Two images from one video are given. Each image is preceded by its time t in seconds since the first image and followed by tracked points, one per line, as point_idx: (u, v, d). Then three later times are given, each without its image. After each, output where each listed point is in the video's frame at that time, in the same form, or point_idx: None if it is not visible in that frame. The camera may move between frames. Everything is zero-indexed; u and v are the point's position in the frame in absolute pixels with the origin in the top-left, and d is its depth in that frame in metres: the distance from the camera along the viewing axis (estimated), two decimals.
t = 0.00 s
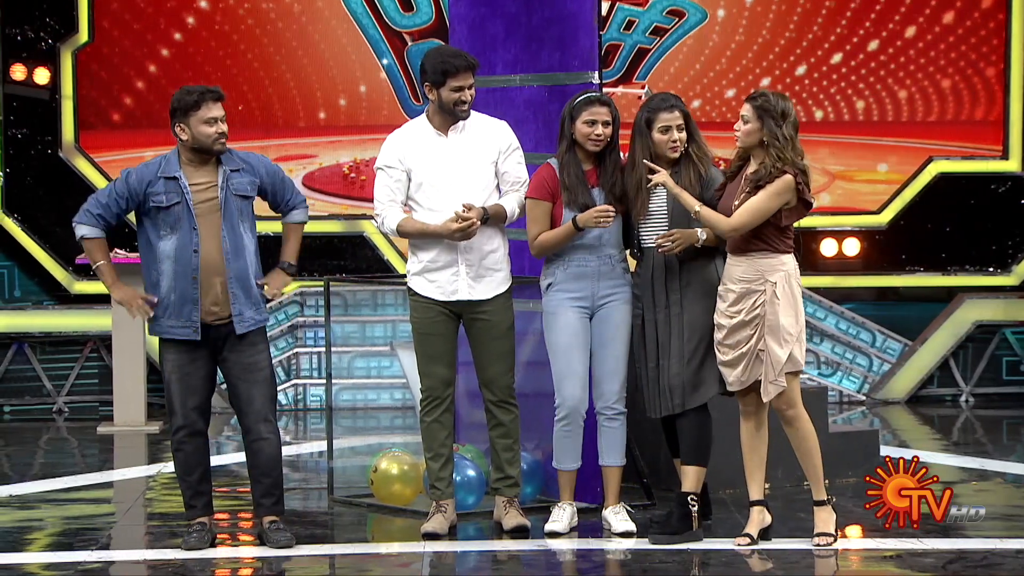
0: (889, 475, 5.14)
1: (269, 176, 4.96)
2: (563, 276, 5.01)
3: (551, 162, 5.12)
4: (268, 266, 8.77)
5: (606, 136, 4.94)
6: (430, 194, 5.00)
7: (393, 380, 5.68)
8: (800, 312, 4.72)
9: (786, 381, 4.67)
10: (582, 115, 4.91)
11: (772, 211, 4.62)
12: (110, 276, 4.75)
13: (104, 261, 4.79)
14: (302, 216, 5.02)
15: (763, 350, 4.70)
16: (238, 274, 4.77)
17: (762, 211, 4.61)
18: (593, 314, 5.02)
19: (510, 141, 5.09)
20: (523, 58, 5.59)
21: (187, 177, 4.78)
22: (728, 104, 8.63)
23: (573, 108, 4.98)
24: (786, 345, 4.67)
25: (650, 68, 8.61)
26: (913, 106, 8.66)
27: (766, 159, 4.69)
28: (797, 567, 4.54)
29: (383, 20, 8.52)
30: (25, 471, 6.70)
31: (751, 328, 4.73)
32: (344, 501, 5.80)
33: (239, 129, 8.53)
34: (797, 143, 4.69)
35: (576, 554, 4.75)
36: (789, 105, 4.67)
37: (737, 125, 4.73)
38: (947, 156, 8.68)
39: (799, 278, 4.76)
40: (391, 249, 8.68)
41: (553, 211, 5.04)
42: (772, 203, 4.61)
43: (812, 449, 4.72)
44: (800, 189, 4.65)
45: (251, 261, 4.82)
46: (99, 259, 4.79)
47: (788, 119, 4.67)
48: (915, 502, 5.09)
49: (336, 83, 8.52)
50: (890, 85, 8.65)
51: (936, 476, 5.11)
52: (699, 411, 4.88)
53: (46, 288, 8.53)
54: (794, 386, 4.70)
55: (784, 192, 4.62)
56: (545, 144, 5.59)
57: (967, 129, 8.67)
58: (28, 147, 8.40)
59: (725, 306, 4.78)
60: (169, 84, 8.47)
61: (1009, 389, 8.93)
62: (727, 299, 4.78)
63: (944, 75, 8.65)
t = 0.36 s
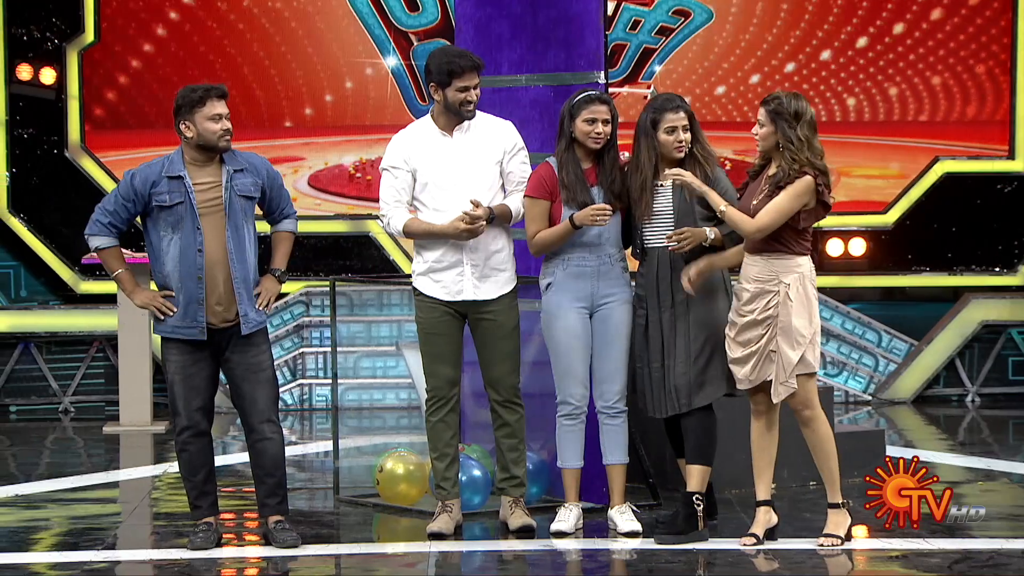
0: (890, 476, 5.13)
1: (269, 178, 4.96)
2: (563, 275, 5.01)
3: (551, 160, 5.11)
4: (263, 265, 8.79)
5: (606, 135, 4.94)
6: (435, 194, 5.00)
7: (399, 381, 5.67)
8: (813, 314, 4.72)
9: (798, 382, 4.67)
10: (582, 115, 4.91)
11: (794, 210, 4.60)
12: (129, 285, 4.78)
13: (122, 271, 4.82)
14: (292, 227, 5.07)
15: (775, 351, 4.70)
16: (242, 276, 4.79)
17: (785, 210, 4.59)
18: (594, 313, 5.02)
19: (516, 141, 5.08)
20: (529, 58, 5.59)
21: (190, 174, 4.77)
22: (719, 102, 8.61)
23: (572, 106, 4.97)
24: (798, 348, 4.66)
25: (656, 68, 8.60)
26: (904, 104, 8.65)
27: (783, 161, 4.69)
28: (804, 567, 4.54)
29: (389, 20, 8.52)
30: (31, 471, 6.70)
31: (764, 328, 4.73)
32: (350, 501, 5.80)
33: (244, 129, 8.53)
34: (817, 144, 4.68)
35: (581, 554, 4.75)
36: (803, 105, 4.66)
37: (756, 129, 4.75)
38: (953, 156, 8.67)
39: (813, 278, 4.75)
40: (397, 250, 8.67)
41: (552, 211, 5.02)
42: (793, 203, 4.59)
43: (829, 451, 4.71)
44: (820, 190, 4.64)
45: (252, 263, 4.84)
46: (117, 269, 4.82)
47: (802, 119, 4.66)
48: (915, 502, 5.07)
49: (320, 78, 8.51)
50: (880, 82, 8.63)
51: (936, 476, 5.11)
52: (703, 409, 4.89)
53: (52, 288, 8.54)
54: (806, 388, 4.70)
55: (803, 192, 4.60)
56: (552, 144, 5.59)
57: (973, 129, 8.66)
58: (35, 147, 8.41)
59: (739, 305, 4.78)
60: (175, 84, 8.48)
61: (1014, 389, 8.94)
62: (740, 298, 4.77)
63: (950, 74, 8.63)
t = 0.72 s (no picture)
0: (889, 475, 5.11)
1: (273, 177, 4.97)
2: (567, 276, 5.01)
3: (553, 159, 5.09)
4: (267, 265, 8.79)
5: (609, 135, 4.93)
6: (439, 193, 5.00)
7: (403, 380, 5.68)
8: (829, 314, 4.71)
9: (814, 381, 4.66)
10: (585, 116, 4.91)
11: (817, 217, 4.61)
12: (133, 287, 4.78)
13: (124, 272, 4.83)
14: (293, 229, 5.08)
15: (791, 351, 4.71)
16: (251, 274, 4.79)
17: (808, 218, 4.60)
18: (598, 313, 5.02)
19: (519, 140, 5.08)
20: (533, 58, 5.58)
21: (195, 172, 4.78)
22: (713, 100, 8.60)
23: (574, 107, 4.96)
24: (814, 347, 4.66)
25: (661, 68, 8.60)
26: (903, 103, 8.63)
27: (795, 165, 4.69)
28: (808, 567, 4.53)
29: (393, 20, 8.52)
30: (36, 471, 6.70)
31: (780, 328, 4.75)
32: (354, 500, 5.80)
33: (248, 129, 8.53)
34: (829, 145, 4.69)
35: (586, 554, 4.75)
36: (808, 107, 4.68)
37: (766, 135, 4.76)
38: (958, 156, 8.67)
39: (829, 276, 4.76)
40: (401, 249, 8.68)
41: (551, 210, 5.01)
42: (815, 211, 4.60)
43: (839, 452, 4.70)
44: (839, 194, 4.65)
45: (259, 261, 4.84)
46: (119, 271, 4.82)
47: (809, 121, 4.68)
48: (915, 502, 5.07)
49: (316, 76, 8.51)
50: (883, 82, 8.62)
51: (936, 477, 5.11)
52: (707, 408, 4.89)
53: (57, 288, 8.55)
54: (822, 387, 4.68)
55: (821, 199, 4.61)
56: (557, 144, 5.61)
57: (977, 129, 8.66)
58: (39, 147, 8.42)
59: (755, 305, 4.79)
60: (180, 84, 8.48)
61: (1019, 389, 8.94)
62: (756, 298, 4.79)
63: (956, 73, 8.61)
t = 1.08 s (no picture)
0: (889, 474, 5.09)
1: (274, 178, 4.96)
2: (571, 276, 5.00)
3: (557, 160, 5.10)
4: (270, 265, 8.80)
5: (614, 135, 4.93)
6: (441, 193, 5.00)
7: (406, 380, 5.71)
8: (833, 313, 4.67)
9: (817, 381, 4.66)
10: (590, 115, 4.90)
11: (819, 218, 4.61)
12: (137, 287, 4.78)
13: (128, 272, 4.83)
14: (293, 229, 5.10)
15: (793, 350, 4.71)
16: (254, 274, 4.79)
17: (808, 219, 4.60)
18: (602, 313, 5.02)
19: (521, 140, 5.08)
20: (536, 57, 5.59)
21: (199, 174, 4.78)
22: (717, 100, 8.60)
23: (580, 106, 4.96)
24: (816, 347, 4.64)
25: (663, 68, 8.60)
26: (905, 103, 8.64)
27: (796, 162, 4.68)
28: (811, 567, 4.53)
29: (396, 20, 8.52)
30: (38, 471, 6.70)
31: (783, 327, 4.76)
32: (357, 500, 5.80)
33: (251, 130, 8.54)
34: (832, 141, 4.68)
35: (588, 554, 4.75)
36: (813, 103, 4.67)
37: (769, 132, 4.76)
38: (961, 155, 8.67)
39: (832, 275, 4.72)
40: (403, 249, 8.68)
41: (557, 210, 5.01)
42: (816, 211, 4.60)
43: (841, 450, 4.70)
44: (838, 190, 4.64)
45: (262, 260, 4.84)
46: (123, 271, 4.83)
47: (813, 116, 4.67)
48: (915, 502, 5.05)
49: (318, 77, 8.52)
50: (885, 82, 8.63)
51: (936, 477, 5.09)
52: (711, 409, 4.89)
53: (60, 287, 8.56)
54: (826, 387, 4.69)
55: (822, 198, 4.60)
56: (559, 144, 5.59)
57: (980, 128, 8.66)
58: (42, 147, 8.42)
59: (758, 305, 4.80)
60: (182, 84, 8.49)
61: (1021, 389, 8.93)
62: (760, 298, 4.81)
63: (957, 73, 8.63)
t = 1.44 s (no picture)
0: (889, 475, 5.05)
1: (275, 178, 4.96)
2: (575, 276, 4.99)
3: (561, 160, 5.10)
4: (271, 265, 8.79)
5: (617, 135, 4.93)
6: (443, 193, 5.00)
7: (407, 380, 5.71)
8: (840, 314, 4.70)
9: (819, 382, 4.67)
10: (593, 115, 4.90)
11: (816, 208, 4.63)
12: (138, 288, 4.79)
13: (128, 274, 4.84)
14: (296, 229, 5.09)
15: (798, 350, 4.71)
16: (254, 274, 4.79)
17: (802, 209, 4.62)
18: (606, 314, 5.02)
19: (524, 142, 5.08)
20: (536, 58, 5.59)
21: (200, 177, 4.78)
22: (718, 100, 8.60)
23: (584, 106, 4.96)
24: (821, 347, 4.66)
25: (665, 68, 8.60)
26: (907, 103, 8.64)
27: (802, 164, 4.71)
28: (812, 567, 4.53)
29: (397, 19, 8.52)
30: (40, 471, 6.70)
31: (789, 327, 4.75)
32: (358, 500, 5.80)
33: (252, 130, 8.54)
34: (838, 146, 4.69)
35: (590, 554, 4.74)
36: (811, 105, 4.68)
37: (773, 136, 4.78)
38: (962, 155, 8.66)
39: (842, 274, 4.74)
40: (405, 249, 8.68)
41: (562, 210, 5.03)
42: (816, 201, 4.61)
43: (842, 442, 4.69)
44: (846, 191, 4.64)
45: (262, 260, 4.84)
46: (123, 273, 4.83)
47: (814, 118, 4.67)
48: (916, 502, 5.00)
49: (320, 77, 8.52)
50: (887, 82, 8.62)
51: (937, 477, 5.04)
52: (715, 409, 4.89)
53: (61, 287, 8.56)
54: (826, 389, 4.69)
55: (822, 192, 4.62)
56: (560, 144, 5.58)
57: (982, 128, 8.65)
58: (43, 147, 8.42)
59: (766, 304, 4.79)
60: (184, 84, 8.49)
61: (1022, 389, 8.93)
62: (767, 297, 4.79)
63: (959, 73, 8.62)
